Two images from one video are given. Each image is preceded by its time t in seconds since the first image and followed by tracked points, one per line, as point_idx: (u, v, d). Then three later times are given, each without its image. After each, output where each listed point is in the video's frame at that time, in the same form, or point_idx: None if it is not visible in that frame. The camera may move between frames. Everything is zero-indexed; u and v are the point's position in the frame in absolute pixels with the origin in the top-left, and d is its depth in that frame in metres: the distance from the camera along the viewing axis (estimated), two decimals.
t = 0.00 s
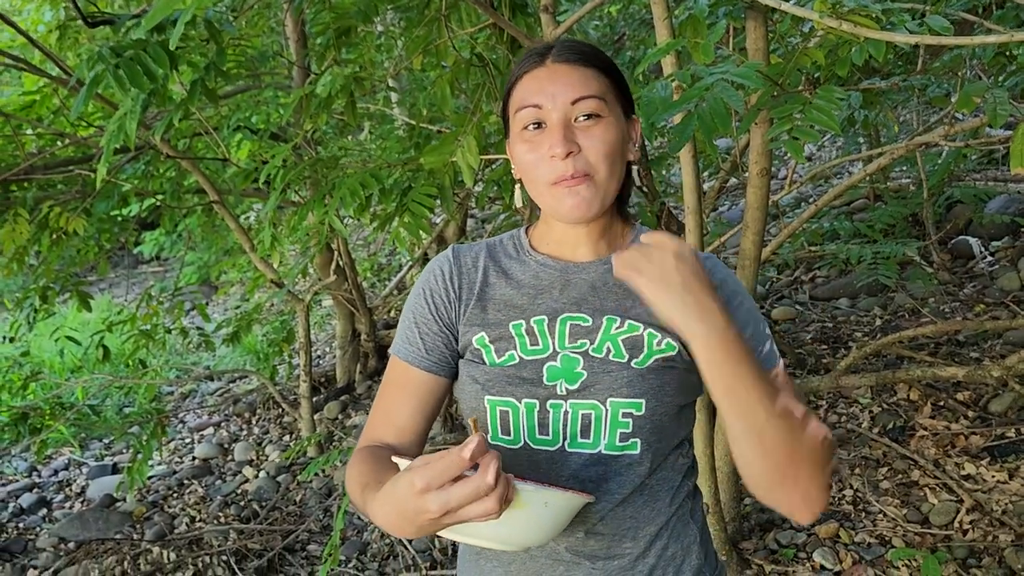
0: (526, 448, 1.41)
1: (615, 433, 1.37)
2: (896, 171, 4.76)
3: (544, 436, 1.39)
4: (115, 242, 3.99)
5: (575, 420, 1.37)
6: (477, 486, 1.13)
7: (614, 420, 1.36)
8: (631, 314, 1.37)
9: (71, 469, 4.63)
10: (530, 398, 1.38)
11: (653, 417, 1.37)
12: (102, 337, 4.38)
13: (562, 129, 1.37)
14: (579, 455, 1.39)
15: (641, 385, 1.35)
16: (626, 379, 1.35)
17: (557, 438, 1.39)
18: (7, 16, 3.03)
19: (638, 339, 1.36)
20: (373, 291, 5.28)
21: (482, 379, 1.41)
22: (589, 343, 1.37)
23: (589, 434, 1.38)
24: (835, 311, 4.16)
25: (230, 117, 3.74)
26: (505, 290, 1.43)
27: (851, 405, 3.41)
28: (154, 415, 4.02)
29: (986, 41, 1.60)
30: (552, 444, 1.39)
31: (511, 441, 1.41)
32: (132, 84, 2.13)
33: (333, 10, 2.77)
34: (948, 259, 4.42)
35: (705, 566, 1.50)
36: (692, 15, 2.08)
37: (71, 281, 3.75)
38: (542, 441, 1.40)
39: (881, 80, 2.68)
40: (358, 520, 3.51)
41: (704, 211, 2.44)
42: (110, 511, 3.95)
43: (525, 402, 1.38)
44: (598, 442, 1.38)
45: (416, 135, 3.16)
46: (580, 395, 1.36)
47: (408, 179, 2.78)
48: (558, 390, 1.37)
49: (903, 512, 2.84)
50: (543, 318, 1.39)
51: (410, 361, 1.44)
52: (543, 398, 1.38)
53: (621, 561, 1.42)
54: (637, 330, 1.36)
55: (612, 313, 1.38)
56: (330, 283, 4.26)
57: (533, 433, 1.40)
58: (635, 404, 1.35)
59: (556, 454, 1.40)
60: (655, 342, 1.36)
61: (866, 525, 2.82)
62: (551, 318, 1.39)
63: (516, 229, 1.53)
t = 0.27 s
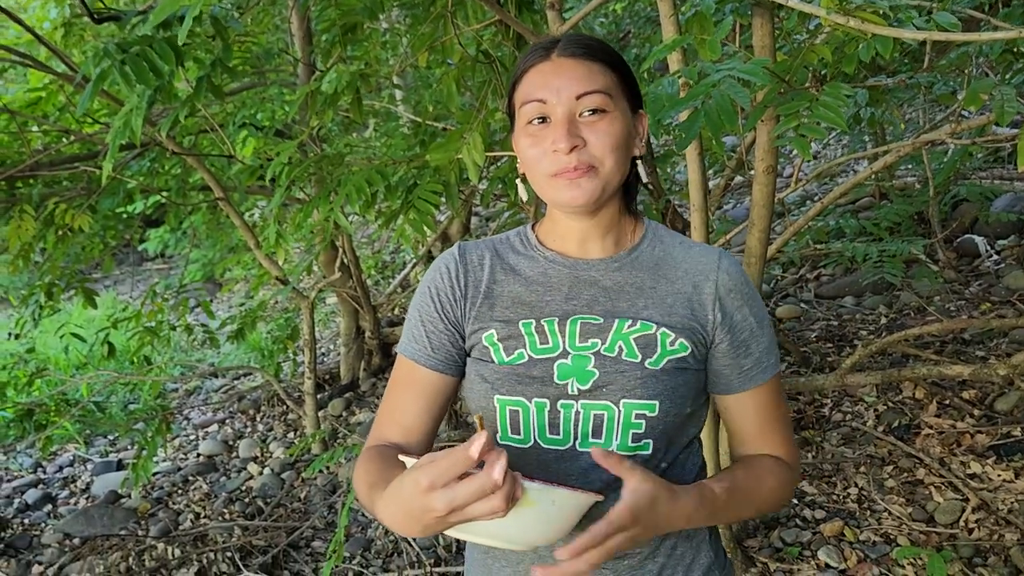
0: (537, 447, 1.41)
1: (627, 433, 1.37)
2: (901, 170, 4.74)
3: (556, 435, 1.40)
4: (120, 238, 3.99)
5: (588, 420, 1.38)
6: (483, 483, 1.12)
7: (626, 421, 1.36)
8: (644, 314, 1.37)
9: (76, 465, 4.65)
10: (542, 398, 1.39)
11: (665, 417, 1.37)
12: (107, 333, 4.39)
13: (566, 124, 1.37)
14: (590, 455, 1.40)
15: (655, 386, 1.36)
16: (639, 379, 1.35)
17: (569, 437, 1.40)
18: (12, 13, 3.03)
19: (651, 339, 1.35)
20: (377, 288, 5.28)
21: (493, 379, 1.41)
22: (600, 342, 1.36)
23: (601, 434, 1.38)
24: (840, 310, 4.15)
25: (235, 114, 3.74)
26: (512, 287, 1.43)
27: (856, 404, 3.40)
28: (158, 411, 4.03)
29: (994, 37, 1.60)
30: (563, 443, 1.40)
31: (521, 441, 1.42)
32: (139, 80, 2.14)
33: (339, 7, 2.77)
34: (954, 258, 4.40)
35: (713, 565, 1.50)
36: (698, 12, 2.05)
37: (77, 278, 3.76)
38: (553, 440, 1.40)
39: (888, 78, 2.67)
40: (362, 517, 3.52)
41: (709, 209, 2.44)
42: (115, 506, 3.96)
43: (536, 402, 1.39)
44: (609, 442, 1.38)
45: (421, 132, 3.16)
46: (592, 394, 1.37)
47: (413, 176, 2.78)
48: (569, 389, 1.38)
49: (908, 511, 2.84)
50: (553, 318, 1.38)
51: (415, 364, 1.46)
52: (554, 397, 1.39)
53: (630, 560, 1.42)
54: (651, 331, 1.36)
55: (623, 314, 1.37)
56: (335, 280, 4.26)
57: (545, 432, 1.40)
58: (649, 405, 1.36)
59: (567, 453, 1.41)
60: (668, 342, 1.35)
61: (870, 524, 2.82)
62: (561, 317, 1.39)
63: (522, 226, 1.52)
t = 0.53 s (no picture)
0: (541, 447, 1.41)
1: (630, 434, 1.37)
2: (903, 170, 4.74)
3: (558, 434, 1.40)
4: (121, 237, 3.99)
5: (590, 420, 1.38)
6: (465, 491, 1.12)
7: (629, 421, 1.36)
8: (646, 311, 1.36)
9: (77, 464, 4.64)
10: (543, 398, 1.39)
11: (669, 418, 1.37)
12: (108, 332, 4.38)
13: (568, 125, 1.36)
14: (592, 455, 1.39)
15: (658, 385, 1.35)
16: (641, 379, 1.35)
17: (571, 437, 1.39)
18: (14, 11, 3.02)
19: (654, 337, 1.35)
20: (378, 287, 5.28)
21: (495, 380, 1.41)
22: (603, 342, 1.36)
23: (604, 435, 1.38)
24: (842, 310, 4.14)
25: (236, 113, 3.73)
26: (515, 288, 1.42)
27: (858, 404, 3.40)
28: (159, 410, 4.02)
29: (1000, 36, 1.59)
30: (566, 443, 1.40)
31: (524, 442, 1.42)
32: (141, 78, 2.13)
33: (342, 5, 2.77)
34: (956, 258, 4.40)
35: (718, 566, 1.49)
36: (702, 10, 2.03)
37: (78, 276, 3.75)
38: (556, 440, 1.40)
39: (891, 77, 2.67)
40: (363, 516, 3.51)
41: (713, 208, 2.44)
42: (115, 505, 3.96)
43: (537, 402, 1.39)
44: (612, 442, 1.38)
45: (423, 131, 3.16)
46: (594, 394, 1.36)
47: (415, 175, 2.78)
48: (571, 389, 1.37)
49: (910, 511, 2.83)
50: (555, 318, 1.38)
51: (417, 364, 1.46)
52: (555, 397, 1.38)
53: (635, 563, 1.42)
54: (653, 328, 1.35)
55: (625, 312, 1.37)
56: (336, 279, 4.26)
57: (546, 431, 1.40)
58: (651, 404, 1.35)
59: (569, 453, 1.40)
60: (672, 339, 1.35)
61: (873, 524, 2.81)
62: (563, 317, 1.38)
63: (524, 225, 1.52)
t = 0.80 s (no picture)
0: (534, 449, 1.41)
1: (623, 438, 1.37)
2: (902, 172, 4.74)
3: (551, 437, 1.40)
4: (119, 237, 3.98)
5: (584, 423, 1.37)
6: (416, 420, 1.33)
7: (622, 425, 1.36)
8: (642, 313, 1.36)
9: (74, 464, 4.63)
10: (536, 398, 1.38)
11: (664, 422, 1.36)
12: (105, 332, 4.37)
13: (564, 128, 1.36)
14: (586, 458, 1.39)
15: (653, 390, 1.35)
16: (636, 383, 1.35)
17: (564, 439, 1.39)
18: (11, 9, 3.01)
19: (650, 341, 1.35)
20: (376, 288, 5.27)
21: (489, 378, 1.42)
22: (598, 345, 1.35)
23: (597, 438, 1.38)
24: (840, 312, 4.14)
25: (235, 113, 3.73)
26: (512, 287, 1.42)
27: (856, 406, 3.39)
28: (156, 411, 4.01)
29: (1002, 38, 1.59)
30: (559, 445, 1.39)
31: (517, 442, 1.42)
32: (140, 78, 2.12)
33: (341, 6, 2.76)
34: (954, 260, 4.40)
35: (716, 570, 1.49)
36: (703, 10, 2.03)
37: (75, 276, 3.74)
38: (549, 441, 1.40)
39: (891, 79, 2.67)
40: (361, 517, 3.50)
41: (712, 209, 2.43)
42: (112, 506, 3.95)
43: (530, 402, 1.39)
44: (606, 446, 1.38)
45: (422, 132, 3.15)
46: (587, 396, 1.36)
47: (414, 176, 2.78)
48: (564, 391, 1.37)
49: (909, 514, 2.83)
50: (551, 320, 1.38)
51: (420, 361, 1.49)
52: (549, 398, 1.38)
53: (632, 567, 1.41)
54: (649, 331, 1.35)
55: (622, 314, 1.36)
56: (334, 280, 4.25)
57: (540, 433, 1.40)
58: (646, 410, 1.35)
59: (563, 455, 1.40)
60: (668, 344, 1.35)
61: (871, 526, 2.81)
62: (558, 319, 1.38)
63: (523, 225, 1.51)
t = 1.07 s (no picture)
0: (521, 445, 1.38)
1: (610, 432, 1.34)
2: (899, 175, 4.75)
3: (539, 433, 1.37)
4: (115, 238, 3.98)
5: (571, 417, 1.35)
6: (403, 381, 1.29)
7: (609, 419, 1.33)
8: (632, 309, 1.36)
9: (70, 466, 4.62)
10: (525, 393, 1.38)
11: (652, 418, 1.34)
12: (102, 334, 4.36)
13: (561, 132, 1.36)
14: (574, 456, 1.35)
15: (641, 382, 1.34)
16: (624, 375, 1.34)
17: (552, 435, 1.36)
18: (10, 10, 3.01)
19: (640, 335, 1.34)
20: (373, 290, 5.27)
21: (479, 374, 1.41)
22: (589, 340, 1.35)
23: (584, 433, 1.34)
24: (836, 315, 4.14)
25: (233, 115, 3.73)
26: (505, 284, 1.42)
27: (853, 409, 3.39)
28: (153, 412, 4.01)
29: (998, 41, 1.60)
30: (547, 442, 1.36)
31: (505, 438, 1.39)
32: (137, 78, 2.12)
33: (339, 7, 2.77)
34: (950, 264, 4.41)
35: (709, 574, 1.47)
36: (700, 13, 2.03)
37: (72, 277, 3.73)
38: (537, 437, 1.37)
39: (888, 83, 2.67)
40: (357, 519, 3.50)
41: (709, 211, 2.42)
42: (108, 507, 3.94)
43: (519, 397, 1.38)
44: (593, 441, 1.34)
45: (419, 134, 3.15)
46: (577, 393, 1.35)
47: (410, 177, 2.77)
48: (553, 386, 1.36)
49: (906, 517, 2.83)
50: (542, 315, 1.38)
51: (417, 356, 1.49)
52: (538, 393, 1.37)
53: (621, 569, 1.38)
54: (639, 326, 1.34)
55: (613, 310, 1.36)
56: (331, 282, 4.24)
57: (528, 428, 1.37)
58: (633, 402, 1.33)
59: (550, 453, 1.36)
60: (658, 339, 1.34)
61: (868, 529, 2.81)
62: (550, 315, 1.38)
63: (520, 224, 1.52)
